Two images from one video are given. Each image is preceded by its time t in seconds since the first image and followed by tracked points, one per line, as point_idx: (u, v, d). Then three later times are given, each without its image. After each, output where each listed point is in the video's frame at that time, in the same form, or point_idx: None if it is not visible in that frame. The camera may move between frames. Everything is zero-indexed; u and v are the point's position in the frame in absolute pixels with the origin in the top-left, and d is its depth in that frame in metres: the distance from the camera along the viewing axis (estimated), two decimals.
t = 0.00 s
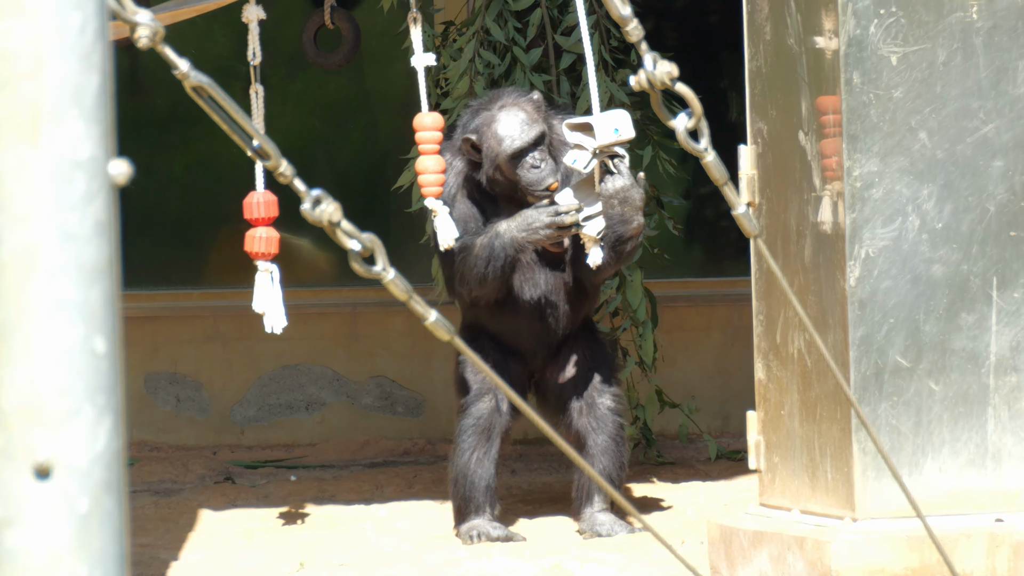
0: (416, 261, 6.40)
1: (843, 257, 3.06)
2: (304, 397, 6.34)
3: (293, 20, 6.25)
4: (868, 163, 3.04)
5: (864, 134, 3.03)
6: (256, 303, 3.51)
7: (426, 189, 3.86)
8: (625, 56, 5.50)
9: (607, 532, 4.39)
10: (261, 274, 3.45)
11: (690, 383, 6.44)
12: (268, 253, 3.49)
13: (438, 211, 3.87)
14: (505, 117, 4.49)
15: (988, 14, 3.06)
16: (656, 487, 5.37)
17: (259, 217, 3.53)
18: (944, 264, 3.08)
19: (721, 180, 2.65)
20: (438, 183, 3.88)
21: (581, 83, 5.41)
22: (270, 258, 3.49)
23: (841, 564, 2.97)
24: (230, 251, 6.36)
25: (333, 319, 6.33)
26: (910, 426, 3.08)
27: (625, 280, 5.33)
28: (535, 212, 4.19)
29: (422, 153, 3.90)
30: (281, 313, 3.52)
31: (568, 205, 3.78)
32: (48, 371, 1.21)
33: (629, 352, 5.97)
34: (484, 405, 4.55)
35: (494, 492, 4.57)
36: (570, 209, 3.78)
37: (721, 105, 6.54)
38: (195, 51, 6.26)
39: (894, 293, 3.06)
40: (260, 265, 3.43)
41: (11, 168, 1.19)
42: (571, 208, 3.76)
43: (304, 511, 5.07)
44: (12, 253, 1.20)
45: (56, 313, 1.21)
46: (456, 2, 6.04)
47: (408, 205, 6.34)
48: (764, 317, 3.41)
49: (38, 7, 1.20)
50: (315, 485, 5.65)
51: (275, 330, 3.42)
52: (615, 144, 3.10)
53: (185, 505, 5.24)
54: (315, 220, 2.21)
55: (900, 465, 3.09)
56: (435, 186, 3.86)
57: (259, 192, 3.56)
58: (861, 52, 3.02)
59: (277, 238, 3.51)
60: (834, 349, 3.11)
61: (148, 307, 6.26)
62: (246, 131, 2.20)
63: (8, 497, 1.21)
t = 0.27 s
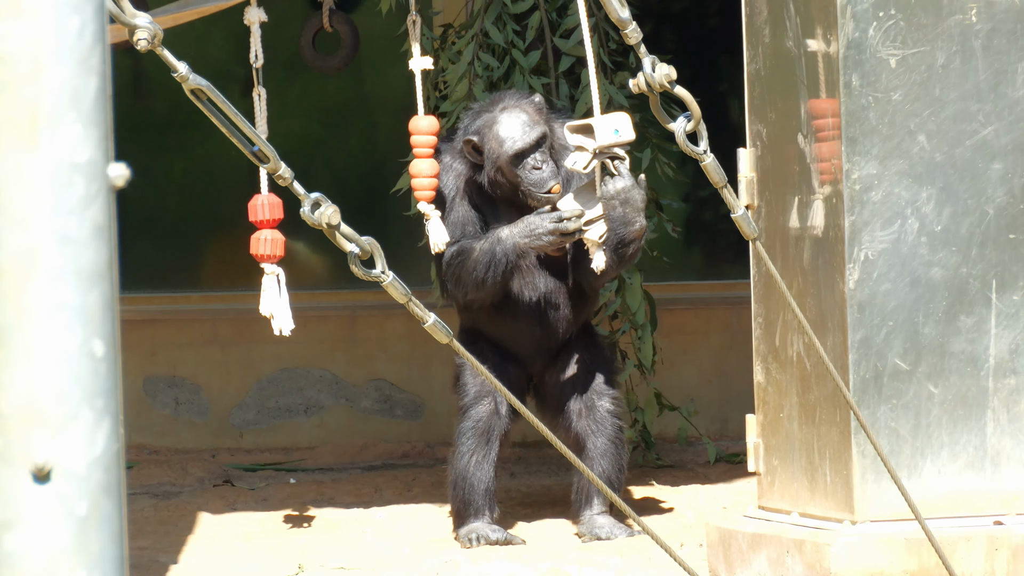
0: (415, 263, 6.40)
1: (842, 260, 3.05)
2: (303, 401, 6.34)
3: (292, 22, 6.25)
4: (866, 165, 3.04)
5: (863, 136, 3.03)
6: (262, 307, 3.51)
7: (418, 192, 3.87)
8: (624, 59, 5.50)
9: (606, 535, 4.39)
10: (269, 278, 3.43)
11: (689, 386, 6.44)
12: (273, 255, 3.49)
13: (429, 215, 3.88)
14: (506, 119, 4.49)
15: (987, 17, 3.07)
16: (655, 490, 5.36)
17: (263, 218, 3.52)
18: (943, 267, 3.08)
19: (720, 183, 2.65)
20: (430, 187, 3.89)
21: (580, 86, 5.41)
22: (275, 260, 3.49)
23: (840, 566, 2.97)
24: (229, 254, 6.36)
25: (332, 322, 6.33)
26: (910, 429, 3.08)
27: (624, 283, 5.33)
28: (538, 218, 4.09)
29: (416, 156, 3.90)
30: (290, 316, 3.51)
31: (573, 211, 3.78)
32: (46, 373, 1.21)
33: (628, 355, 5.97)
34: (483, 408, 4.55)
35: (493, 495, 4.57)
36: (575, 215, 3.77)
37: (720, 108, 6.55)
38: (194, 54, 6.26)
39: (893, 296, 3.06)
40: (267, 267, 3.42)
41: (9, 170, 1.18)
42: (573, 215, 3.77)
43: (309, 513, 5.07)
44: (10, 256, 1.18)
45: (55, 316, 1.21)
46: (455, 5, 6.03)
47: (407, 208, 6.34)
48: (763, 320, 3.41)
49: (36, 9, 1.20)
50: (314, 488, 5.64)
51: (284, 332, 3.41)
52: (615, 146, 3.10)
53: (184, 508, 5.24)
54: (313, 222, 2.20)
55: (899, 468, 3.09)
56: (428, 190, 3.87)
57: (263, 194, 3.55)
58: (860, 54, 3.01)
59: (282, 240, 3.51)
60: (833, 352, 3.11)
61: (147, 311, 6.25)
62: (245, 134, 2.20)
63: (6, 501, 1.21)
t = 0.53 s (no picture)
0: (416, 266, 6.40)
1: (844, 262, 3.05)
2: (304, 404, 6.34)
3: (293, 25, 6.26)
4: (868, 168, 3.04)
5: (864, 139, 3.03)
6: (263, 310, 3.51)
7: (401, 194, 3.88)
8: (625, 62, 5.50)
9: (607, 538, 4.39)
10: (269, 281, 3.43)
11: (690, 389, 6.44)
12: (273, 259, 3.49)
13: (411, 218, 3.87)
14: (506, 111, 4.54)
15: (988, 19, 3.07)
16: (657, 493, 5.36)
17: (264, 222, 3.53)
18: (945, 270, 3.08)
19: (721, 186, 2.65)
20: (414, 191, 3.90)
21: (581, 89, 5.41)
22: (276, 263, 3.49)
23: (841, 569, 2.97)
24: (230, 257, 6.36)
25: (333, 325, 6.33)
26: (911, 432, 3.07)
27: (625, 286, 5.33)
28: (542, 224, 4.09)
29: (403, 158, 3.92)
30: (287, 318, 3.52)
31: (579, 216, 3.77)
32: (47, 375, 1.21)
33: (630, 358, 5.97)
34: (484, 412, 4.55)
35: (494, 498, 4.57)
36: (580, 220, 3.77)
37: (721, 111, 6.55)
38: (195, 57, 6.27)
39: (895, 299, 3.05)
40: (266, 270, 3.42)
41: (9, 172, 1.19)
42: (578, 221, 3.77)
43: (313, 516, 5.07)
44: (10, 258, 1.19)
45: (56, 319, 1.21)
46: (456, 7, 6.04)
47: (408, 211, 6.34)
48: (765, 323, 3.41)
49: (37, 11, 1.21)
50: (316, 491, 5.64)
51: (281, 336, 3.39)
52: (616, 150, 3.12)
53: (186, 510, 5.24)
54: (315, 226, 2.21)
55: (900, 471, 3.09)
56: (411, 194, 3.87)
57: (265, 198, 3.56)
58: (862, 57, 3.02)
59: (282, 243, 3.51)
60: (834, 355, 3.11)
61: (148, 314, 6.24)
62: (247, 138, 2.21)
63: (7, 502, 1.21)
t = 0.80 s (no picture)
0: (419, 270, 6.41)
1: (847, 266, 3.06)
2: (307, 407, 6.34)
3: (297, 29, 6.27)
4: (871, 172, 3.05)
5: (867, 143, 3.04)
6: (262, 312, 3.52)
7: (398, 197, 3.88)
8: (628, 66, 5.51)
9: (610, 542, 4.39)
10: (269, 283, 3.44)
11: (693, 392, 6.44)
12: (275, 262, 3.50)
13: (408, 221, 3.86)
14: (519, 121, 4.58)
15: (991, 23, 3.07)
16: (660, 497, 5.36)
17: (266, 225, 3.54)
18: (947, 274, 3.08)
19: (724, 190, 2.66)
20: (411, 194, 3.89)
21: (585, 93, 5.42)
22: (277, 266, 3.50)
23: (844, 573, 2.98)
24: (234, 261, 6.37)
25: (337, 328, 6.34)
26: (914, 436, 3.07)
27: (629, 290, 5.33)
28: (548, 228, 4.12)
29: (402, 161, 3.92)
30: (287, 322, 3.55)
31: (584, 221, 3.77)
32: (49, 380, 1.21)
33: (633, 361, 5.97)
34: (488, 415, 4.56)
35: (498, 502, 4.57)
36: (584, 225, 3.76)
37: (724, 115, 6.56)
38: (198, 61, 6.28)
39: (898, 302, 3.06)
40: (266, 273, 3.43)
41: (12, 176, 1.20)
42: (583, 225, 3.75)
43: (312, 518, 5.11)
44: (13, 262, 1.20)
45: (59, 323, 1.22)
46: (459, 11, 6.05)
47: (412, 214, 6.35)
48: (768, 327, 3.41)
49: (40, 15, 1.22)
50: (319, 495, 5.65)
51: (281, 341, 3.42)
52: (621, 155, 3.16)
53: (189, 514, 5.25)
54: (318, 229, 2.22)
55: (903, 475, 3.09)
56: (409, 197, 3.87)
57: (267, 201, 3.56)
58: (865, 61, 3.03)
59: (284, 247, 3.52)
60: (837, 358, 3.11)
61: (151, 318, 6.24)
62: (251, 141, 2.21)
63: (11, 505, 1.22)
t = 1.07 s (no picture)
0: (422, 273, 6.41)
1: (849, 269, 3.06)
2: (310, 410, 6.35)
3: (300, 32, 6.28)
4: (873, 175, 3.05)
5: (870, 146, 3.04)
6: (265, 315, 3.52)
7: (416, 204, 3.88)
8: (631, 69, 5.52)
9: (613, 545, 4.38)
10: (271, 287, 3.45)
11: (695, 396, 6.44)
12: (278, 265, 3.50)
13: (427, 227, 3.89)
14: (529, 130, 4.59)
15: (994, 26, 3.07)
16: (662, 500, 5.36)
17: (270, 229, 3.55)
18: (950, 277, 3.08)
19: (727, 193, 2.66)
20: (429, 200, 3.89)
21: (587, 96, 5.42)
22: (280, 270, 3.50)
23: None
24: (237, 264, 6.38)
25: (340, 331, 6.35)
26: (917, 439, 3.07)
27: (631, 294, 5.33)
28: (551, 235, 4.11)
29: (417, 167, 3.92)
30: (290, 325, 3.52)
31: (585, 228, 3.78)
32: (51, 383, 1.21)
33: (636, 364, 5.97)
34: (490, 418, 4.55)
35: (500, 505, 4.57)
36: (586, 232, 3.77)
37: (727, 118, 6.56)
38: (201, 64, 6.30)
39: (901, 306, 3.06)
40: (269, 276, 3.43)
41: (13, 179, 1.20)
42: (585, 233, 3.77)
43: (313, 521, 5.12)
44: (14, 265, 1.20)
45: (61, 326, 1.22)
46: (462, 14, 6.06)
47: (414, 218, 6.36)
48: (770, 330, 3.40)
49: (41, 17, 1.22)
50: (321, 498, 5.65)
51: (284, 343, 3.44)
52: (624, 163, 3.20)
53: (191, 517, 5.25)
54: (320, 233, 2.22)
55: (906, 478, 3.08)
56: (426, 203, 3.88)
57: (270, 205, 3.56)
58: (868, 64, 3.03)
59: (287, 250, 3.52)
60: (839, 362, 3.10)
61: (153, 321, 6.27)
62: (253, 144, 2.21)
63: (13, 508, 1.22)
